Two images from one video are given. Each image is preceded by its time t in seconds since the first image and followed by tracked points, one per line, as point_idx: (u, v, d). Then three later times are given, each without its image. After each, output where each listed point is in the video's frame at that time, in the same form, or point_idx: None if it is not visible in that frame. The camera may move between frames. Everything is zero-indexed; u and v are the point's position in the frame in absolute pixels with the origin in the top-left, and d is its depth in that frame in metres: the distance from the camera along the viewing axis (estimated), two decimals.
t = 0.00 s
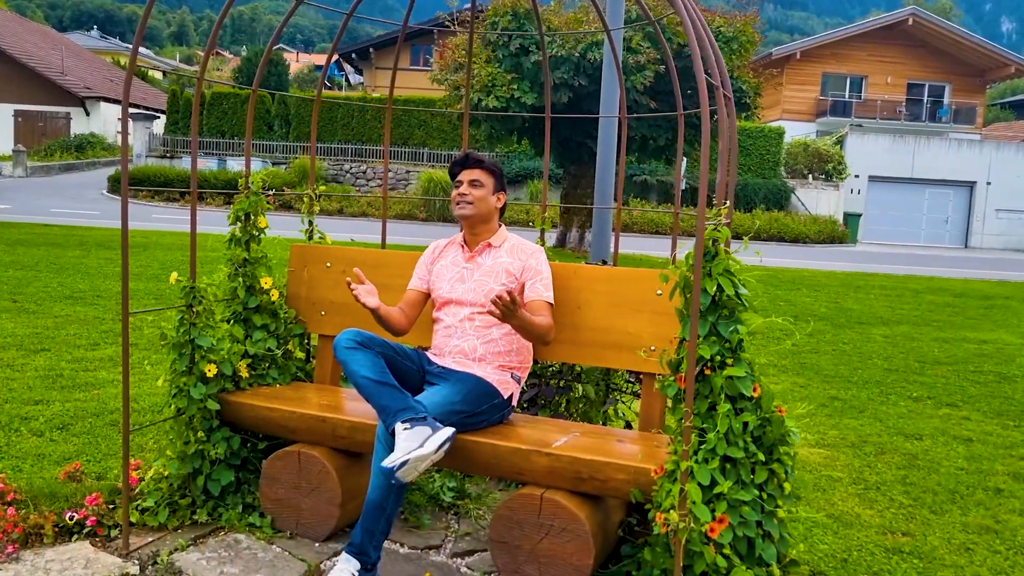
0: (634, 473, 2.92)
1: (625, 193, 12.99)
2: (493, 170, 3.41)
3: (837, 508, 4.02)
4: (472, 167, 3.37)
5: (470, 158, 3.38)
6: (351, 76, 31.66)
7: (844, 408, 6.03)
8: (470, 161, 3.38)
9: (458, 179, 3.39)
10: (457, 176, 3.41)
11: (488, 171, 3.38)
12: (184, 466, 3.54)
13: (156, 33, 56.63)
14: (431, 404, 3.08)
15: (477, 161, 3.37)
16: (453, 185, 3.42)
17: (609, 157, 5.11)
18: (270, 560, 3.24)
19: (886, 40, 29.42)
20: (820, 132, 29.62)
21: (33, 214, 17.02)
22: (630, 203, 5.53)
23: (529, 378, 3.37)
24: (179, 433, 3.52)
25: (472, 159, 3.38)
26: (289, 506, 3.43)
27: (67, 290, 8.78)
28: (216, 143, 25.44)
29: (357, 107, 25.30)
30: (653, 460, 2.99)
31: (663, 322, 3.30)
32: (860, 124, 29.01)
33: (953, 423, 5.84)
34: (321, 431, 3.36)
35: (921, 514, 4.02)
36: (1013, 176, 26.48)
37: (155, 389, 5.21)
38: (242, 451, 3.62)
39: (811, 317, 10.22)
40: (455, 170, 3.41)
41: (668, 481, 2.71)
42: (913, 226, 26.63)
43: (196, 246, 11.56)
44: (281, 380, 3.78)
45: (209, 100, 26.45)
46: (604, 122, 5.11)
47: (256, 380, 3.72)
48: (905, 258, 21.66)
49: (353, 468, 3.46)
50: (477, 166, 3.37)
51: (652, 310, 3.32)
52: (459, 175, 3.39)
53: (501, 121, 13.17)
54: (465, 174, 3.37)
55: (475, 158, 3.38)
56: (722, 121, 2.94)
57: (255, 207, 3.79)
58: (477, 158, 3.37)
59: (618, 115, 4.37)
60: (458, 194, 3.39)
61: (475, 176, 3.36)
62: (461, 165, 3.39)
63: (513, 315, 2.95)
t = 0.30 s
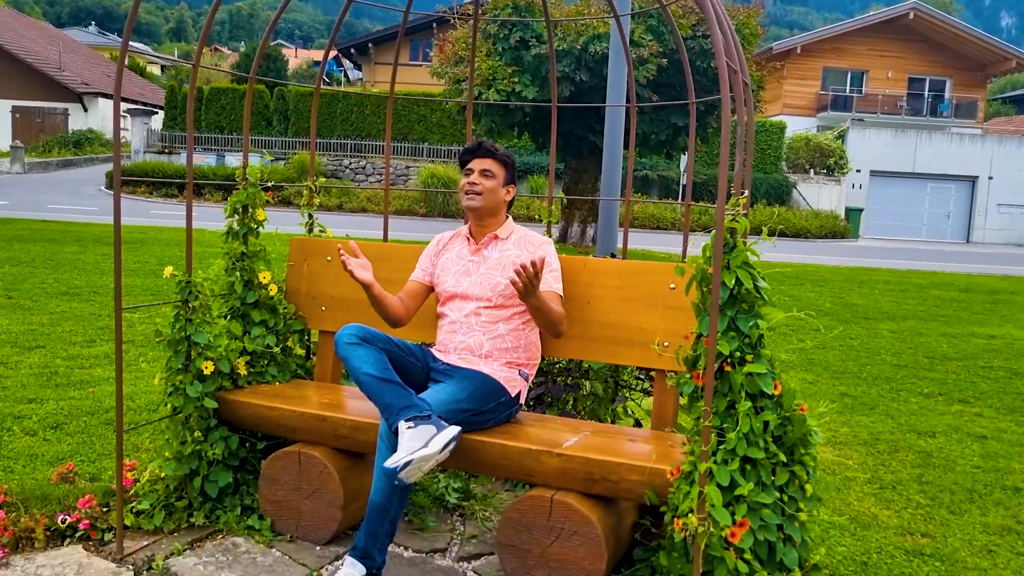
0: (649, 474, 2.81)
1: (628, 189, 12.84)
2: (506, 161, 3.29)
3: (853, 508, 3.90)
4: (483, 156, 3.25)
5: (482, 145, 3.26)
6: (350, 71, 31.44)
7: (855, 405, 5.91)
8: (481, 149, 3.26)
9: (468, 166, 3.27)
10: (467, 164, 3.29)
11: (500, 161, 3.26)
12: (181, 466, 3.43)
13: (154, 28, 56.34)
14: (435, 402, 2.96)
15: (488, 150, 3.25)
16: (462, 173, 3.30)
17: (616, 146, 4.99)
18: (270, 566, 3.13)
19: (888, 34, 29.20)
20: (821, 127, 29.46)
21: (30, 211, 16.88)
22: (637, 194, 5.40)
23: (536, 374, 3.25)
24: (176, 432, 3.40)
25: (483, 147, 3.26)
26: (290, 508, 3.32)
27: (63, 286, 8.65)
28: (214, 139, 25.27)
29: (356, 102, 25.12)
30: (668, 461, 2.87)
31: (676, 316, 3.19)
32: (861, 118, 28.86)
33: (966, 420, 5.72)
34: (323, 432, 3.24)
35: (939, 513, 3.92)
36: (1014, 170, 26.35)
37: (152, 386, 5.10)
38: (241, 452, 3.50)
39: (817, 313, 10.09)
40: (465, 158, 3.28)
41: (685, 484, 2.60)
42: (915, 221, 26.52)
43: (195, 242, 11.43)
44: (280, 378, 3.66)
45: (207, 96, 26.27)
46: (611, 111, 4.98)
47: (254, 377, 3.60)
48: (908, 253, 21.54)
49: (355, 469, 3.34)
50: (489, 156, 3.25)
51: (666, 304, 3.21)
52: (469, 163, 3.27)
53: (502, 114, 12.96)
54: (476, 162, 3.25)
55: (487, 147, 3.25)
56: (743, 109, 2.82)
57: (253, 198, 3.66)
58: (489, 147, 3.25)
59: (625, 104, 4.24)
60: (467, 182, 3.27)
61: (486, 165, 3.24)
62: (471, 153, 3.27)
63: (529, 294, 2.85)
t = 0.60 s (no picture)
0: (661, 486, 2.67)
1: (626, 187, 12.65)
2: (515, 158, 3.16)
3: (868, 516, 3.77)
4: (493, 151, 3.11)
5: (493, 139, 3.12)
6: (347, 66, 31.28)
7: (864, 406, 5.78)
8: (492, 142, 3.12)
9: (476, 160, 3.13)
10: (475, 158, 3.14)
11: (511, 157, 3.13)
12: (171, 474, 3.28)
13: (151, 23, 56.10)
14: (436, 409, 2.82)
15: (499, 145, 3.12)
16: (468, 167, 3.15)
17: (620, 141, 4.84)
18: None
19: (888, 29, 29.02)
20: (821, 123, 29.32)
21: (24, 207, 16.72)
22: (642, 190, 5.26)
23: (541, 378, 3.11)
24: (164, 438, 3.26)
25: (494, 140, 3.12)
26: (284, 519, 3.18)
27: (56, 284, 8.51)
28: (211, 135, 25.11)
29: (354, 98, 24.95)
30: (680, 471, 2.74)
31: (689, 318, 3.05)
32: (862, 115, 28.71)
33: (978, 422, 5.59)
34: (319, 440, 3.10)
35: (955, 521, 3.80)
36: (1015, 167, 26.22)
37: (144, 388, 4.95)
38: (232, 459, 3.36)
39: (821, 311, 9.96)
40: (473, 151, 3.14)
41: (701, 496, 2.47)
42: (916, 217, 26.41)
43: (191, 239, 11.29)
44: (274, 381, 3.52)
45: (204, 92, 26.10)
46: (615, 105, 4.82)
47: (248, 381, 3.45)
48: (908, 250, 21.43)
49: (352, 477, 3.21)
50: (500, 151, 3.11)
51: (677, 304, 3.07)
52: (478, 156, 3.12)
53: (502, 109, 12.79)
54: (485, 157, 3.11)
55: (499, 141, 3.12)
56: (762, 102, 2.70)
57: (246, 194, 3.52)
58: (501, 142, 3.12)
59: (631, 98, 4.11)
60: (474, 177, 3.13)
61: (497, 161, 3.10)
62: (480, 146, 3.12)
63: (543, 275, 2.76)
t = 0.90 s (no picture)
0: (670, 493, 2.55)
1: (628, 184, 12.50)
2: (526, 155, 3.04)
3: (881, 522, 3.65)
4: (506, 145, 2.99)
5: (507, 132, 3.00)
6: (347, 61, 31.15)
7: (872, 407, 5.67)
8: (505, 137, 3.00)
9: (488, 154, 3.00)
10: (486, 151, 3.01)
11: (523, 153, 3.02)
12: (160, 478, 3.16)
13: (151, 17, 55.91)
14: (436, 413, 2.70)
15: (513, 140, 3.00)
16: (479, 160, 3.02)
17: (625, 135, 4.71)
18: None
19: (891, 26, 28.87)
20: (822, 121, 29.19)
21: (21, 201, 16.61)
22: (648, 188, 5.14)
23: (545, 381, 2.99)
24: (152, 441, 3.14)
25: (508, 135, 3.00)
26: (277, 524, 3.06)
27: (49, 278, 8.38)
28: (210, 129, 24.97)
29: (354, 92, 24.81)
30: (690, 478, 2.62)
31: (700, 317, 2.93)
32: (864, 112, 28.57)
33: (988, 424, 5.47)
34: (315, 444, 2.98)
35: (970, 528, 3.68)
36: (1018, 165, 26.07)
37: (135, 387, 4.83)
38: (224, 462, 3.23)
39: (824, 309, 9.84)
40: (485, 143, 3.01)
41: (714, 507, 2.36)
42: (917, 216, 26.30)
43: (185, 234, 11.18)
44: (268, 382, 3.40)
45: (203, 86, 25.95)
46: (620, 99, 4.70)
47: (240, 381, 3.34)
48: (910, 248, 21.32)
49: (348, 481, 3.09)
50: (513, 147, 2.99)
51: (685, 304, 2.96)
52: (490, 150, 2.99)
53: (502, 104, 12.67)
54: (497, 151, 2.99)
55: (513, 136, 3.00)
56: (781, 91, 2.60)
57: (238, 188, 3.39)
58: (515, 138, 2.99)
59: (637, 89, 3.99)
60: (484, 172, 2.99)
61: (509, 156, 2.98)
62: (492, 140, 3.00)
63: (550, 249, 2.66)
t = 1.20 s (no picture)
0: (680, 499, 2.45)
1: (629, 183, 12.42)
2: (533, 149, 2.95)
3: (893, 529, 3.55)
4: (515, 139, 2.89)
5: (516, 124, 2.90)
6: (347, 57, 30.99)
7: (880, 410, 5.57)
8: (514, 129, 2.90)
9: (496, 148, 2.90)
10: (493, 145, 2.92)
11: (532, 145, 2.93)
12: (152, 478, 3.06)
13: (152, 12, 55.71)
14: (437, 413, 2.61)
15: (521, 133, 2.90)
16: (486, 154, 2.92)
17: (632, 129, 4.60)
18: None
19: (894, 27, 28.76)
20: (824, 121, 29.08)
21: (19, 195, 16.51)
22: (655, 185, 5.04)
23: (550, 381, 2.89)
24: (144, 440, 3.03)
25: (517, 127, 2.90)
26: (272, 527, 2.97)
27: (44, 273, 8.28)
28: (210, 125, 24.86)
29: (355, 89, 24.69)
30: (699, 482, 2.53)
31: (710, 317, 2.84)
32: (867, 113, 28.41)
33: (998, 428, 5.38)
34: (312, 444, 2.89)
35: (984, 536, 3.58)
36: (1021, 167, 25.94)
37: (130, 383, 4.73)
38: (218, 462, 3.14)
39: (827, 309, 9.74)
40: (492, 136, 2.91)
41: (726, 515, 2.27)
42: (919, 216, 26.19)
43: (183, 229, 11.09)
44: (263, 380, 3.30)
45: (203, 81, 25.84)
46: (626, 92, 4.58)
47: (235, 379, 3.24)
48: (913, 249, 21.22)
49: (346, 483, 2.99)
50: (521, 140, 2.90)
51: (695, 303, 2.87)
52: (498, 143, 2.89)
53: (503, 101, 12.54)
54: (505, 144, 2.89)
55: (521, 129, 2.90)
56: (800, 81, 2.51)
57: (235, 180, 3.29)
58: (524, 131, 2.90)
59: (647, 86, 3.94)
60: (493, 166, 2.90)
61: (518, 150, 2.89)
62: (500, 133, 2.90)
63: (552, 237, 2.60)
